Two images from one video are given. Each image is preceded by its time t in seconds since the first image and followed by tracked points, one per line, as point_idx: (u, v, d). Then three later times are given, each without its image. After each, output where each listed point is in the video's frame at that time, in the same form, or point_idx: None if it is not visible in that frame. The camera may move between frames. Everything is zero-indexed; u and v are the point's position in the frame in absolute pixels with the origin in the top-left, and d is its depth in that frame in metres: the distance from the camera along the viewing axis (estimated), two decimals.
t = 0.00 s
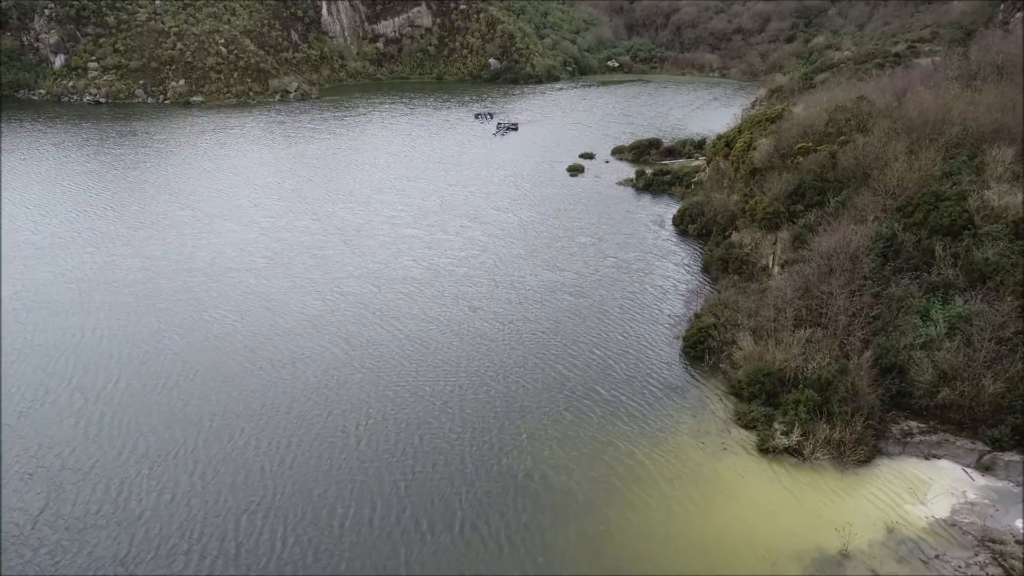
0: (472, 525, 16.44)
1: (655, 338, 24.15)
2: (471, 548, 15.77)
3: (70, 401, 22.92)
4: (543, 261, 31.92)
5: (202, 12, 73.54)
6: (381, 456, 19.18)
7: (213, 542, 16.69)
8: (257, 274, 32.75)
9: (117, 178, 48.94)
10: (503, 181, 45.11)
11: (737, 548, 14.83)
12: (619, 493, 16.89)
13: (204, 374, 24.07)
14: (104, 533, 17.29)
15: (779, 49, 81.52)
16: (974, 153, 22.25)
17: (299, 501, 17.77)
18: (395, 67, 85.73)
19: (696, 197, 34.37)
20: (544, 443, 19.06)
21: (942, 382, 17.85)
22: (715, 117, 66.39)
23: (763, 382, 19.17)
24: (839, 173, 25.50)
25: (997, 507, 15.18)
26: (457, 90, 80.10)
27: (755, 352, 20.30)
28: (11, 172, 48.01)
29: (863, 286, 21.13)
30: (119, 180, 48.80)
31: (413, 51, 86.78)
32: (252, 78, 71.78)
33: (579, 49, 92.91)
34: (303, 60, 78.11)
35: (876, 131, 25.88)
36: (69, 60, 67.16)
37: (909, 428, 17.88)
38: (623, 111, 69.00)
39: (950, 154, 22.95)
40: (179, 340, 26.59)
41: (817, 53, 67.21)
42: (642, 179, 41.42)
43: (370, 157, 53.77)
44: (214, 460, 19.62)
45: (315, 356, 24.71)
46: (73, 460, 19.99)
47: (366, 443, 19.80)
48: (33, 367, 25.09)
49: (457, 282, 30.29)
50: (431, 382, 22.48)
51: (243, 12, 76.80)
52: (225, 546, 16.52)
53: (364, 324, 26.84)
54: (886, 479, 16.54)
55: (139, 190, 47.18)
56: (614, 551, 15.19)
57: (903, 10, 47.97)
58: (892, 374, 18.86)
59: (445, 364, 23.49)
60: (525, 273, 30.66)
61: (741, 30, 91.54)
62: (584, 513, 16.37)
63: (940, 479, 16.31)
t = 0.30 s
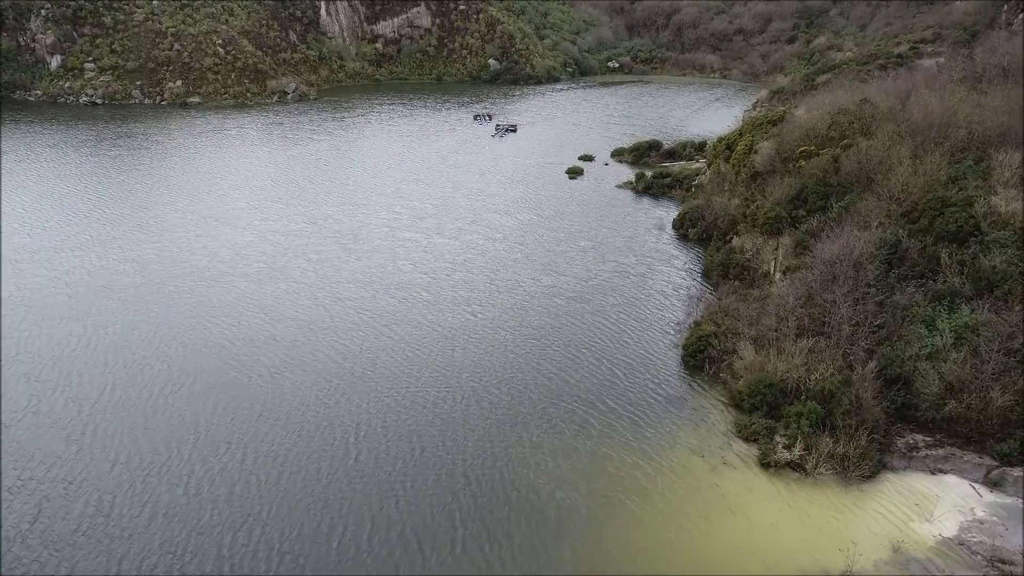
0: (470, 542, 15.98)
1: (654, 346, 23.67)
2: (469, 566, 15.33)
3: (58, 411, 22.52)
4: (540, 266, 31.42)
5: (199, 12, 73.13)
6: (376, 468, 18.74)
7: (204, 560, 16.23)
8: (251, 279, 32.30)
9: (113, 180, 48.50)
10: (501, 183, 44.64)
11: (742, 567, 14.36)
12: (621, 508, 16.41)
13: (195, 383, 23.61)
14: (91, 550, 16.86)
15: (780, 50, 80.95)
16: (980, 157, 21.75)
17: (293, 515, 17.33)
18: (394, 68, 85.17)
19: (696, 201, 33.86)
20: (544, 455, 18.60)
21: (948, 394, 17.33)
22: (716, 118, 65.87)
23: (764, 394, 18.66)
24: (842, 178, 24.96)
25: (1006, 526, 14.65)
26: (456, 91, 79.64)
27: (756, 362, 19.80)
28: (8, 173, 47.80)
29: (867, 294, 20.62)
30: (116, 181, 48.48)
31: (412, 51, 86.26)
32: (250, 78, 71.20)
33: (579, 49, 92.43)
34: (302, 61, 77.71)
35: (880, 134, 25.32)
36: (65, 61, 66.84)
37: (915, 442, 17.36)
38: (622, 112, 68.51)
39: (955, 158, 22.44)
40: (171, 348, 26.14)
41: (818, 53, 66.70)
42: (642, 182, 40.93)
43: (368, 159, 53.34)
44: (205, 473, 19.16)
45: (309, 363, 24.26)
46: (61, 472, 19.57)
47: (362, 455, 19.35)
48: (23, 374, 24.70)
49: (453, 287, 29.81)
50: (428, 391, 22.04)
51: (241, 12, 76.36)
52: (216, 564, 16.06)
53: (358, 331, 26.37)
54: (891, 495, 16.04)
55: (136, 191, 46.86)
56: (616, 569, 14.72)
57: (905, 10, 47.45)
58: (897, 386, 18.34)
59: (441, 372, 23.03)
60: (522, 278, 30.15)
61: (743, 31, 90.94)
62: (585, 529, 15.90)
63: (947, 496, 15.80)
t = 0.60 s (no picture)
0: (468, 560, 15.48)
1: (654, 353, 23.21)
2: None
3: (45, 420, 22.02)
4: (538, 270, 30.95)
5: (197, 13, 72.77)
6: (371, 481, 18.28)
7: None
8: (245, 283, 31.84)
9: (109, 182, 48.02)
10: (500, 186, 44.15)
11: None
12: (623, 524, 15.92)
13: (187, 391, 23.17)
14: (76, 568, 16.37)
15: (782, 50, 80.39)
16: (988, 161, 20.96)
17: (286, 531, 16.86)
18: (393, 68, 84.66)
19: (696, 204, 33.36)
20: (544, 467, 18.14)
21: (956, 407, 16.82)
22: (716, 119, 65.31)
23: (766, 405, 18.19)
24: (846, 182, 24.44)
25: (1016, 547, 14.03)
26: (455, 92, 79.07)
27: (757, 372, 19.33)
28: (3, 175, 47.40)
29: (871, 303, 20.14)
30: (111, 183, 48.04)
31: (411, 52, 85.77)
32: (247, 79, 70.67)
33: (579, 50, 91.96)
34: (300, 62, 77.25)
35: (884, 138, 24.78)
36: (62, 61, 66.42)
37: (921, 456, 16.88)
38: (623, 113, 67.98)
39: (961, 162, 21.90)
40: (162, 355, 25.67)
41: (820, 54, 66.08)
42: (642, 184, 40.41)
43: (366, 161, 52.86)
44: (195, 486, 18.68)
45: (304, 371, 23.82)
46: (45, 485, 19.07)
47: (357, 467, 18.90)
48: (13, 381, 24.24)
49: (449, 292, 29.31)
50: (426, 400, 21.59)
51: (239, 13, 75.96)
52: None
53: (353, 338, 25.91)
54: (898, 512, 15.55)
55: (131, 193, 46.43)
56: None
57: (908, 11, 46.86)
58: (903, 398, 17.83)
59: (438, 381, 22.58)
60: (519, 283, 29.68)
61: (744, 31, 90.42)
62: (587, 546, 15.40)
63: (954, 513, 15.29)
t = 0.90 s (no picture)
0: None
1: (655, 361, 22.68)
2: None
3: (29, 431, 21.45)
4: (537, 275, 30.37)
5: (194, 14, 72.38)
6: (366, 496, 17.77)
7: None
8: (240, 289, 31.30)
9: (104, 184, 47.48)
10: (498, 188, 43.66)
11: None
12: (626, 541, 15.37)
13: (178, 401, 22.66)
14: None
15: (784, 51, 79.93)
16: (995, 166, 20.58)
17: (278, 549, 16.35)
18: (392, 69, 84.20)
19: (697, 208, 32.83)
20: (545, 483, 17.60)
21: (964, 420, 16.30)
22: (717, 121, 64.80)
23: (768, 418, 17.68)
24: (849, 187, 23.87)
25: None
26: (454, 93, 78.60)
27: (759, 384, 18.79)
28: None
29: (876, 312, 19.61)
30: (106, 185, 47.57)
31: (411, 52, 85.34)
32: (245, 80, 70.19)
33: (580, 50, 91.46)
34: (298, 62, 76.84)
35: (888, 141, 24.20)
36: (58, 62, 65.98)
37: (928, 472, 16.36)
38: (624, 115, 67.43)
39: (968, 167, 21.33)
40: (152, 363, 25.14)
41: (822, 55, 65.48)
42: (642, 188, 39.87)
43: (364, 163, 52.42)
44: (184, 502, 18.15)
45: (298, 380, 23.35)
46: (27, 498, 18.52)
47: (352, 482, 18.38)
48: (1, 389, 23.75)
49: (445, 298, 28.82)
50: (423, 411, 21.10)
51: (237, 13, 75.59)
52: None
53: (347, 345, 25.41)
54: (905, 530, 15.02)
55: (126, 195, 45.95)
56: None
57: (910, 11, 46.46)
58: (909, 411, 17.31)
59: (436, 391, 22.08)
60: (517, 288, 29.17)
61: (745, 32, 89.94)
62: (589, 565, 14.86)
63: (963, 531, 14.76)
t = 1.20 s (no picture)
0: None
1: (656, 372, 22.13)
2: None
3: (13, 441, 20.87)
4: (534, 281, 29.78)
5: (192, 14, 71.92)
6: (361, 513, 17.22)
7: None
8: (233, 294, 30.67)
9: (99, 186, 46.87)
10: (497, 191, 43.09)
11: None
12: (629, 563, 14.81)
13: (168, 413, 22.10)
14: None
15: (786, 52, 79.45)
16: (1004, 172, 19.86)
17: (271, 569, 15.78)
18: (391, 70, 83.69)
19: (699, 213, 32.28)
20: (545, 499, 17.04)
21: (975, 436, 15.72)
22: (718, 123, 64.22)
23: (771, 433, 17.13)
24: (854, 193, 23.28)
25: None
26: (453, 94, 78.06)
27: (762, 397, 18.21)
28: None
29: (883, 322, 19.05)
30: (100, 186, 46.96)
31: (410, 54, 84.84)
32: (242, 81, 69.61)
33: (580, 51, 90.91)
34: (297, 64, 76.32)
35: (894, 145, 23.59)
36: (54, 63, 65.44)
37: (938, 490, 15.77)
38: (624, 116, 66.82)
39: (977, 172, 20.70)
40: (141, 373, 24.55)
41: (824, 56, 64.90)
42: (642, 191, 39.27)
43: (362, 165, 51.88)
44: (173, 519, 17.58)
45: (291, 390, 22.81)
46: (6, 513, 17.85)
47: (346, 498, 17.81)
48: None
49: (442, 304, 28.24)
50: (418, 423, 20.56)
51: (235, 14, 75.14)
52: None
53: (340, 354, 24.83)
54: (915, 552, 14.42)
55: (120, 197, 45.30)
56: None
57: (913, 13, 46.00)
58: (918, 426, 16.73)
59: (433, 401, 21.58)
60: (515, 294, 28.58)
61: (746, 32, 89.45)
62: None
63: (975, 553, 14.18)
